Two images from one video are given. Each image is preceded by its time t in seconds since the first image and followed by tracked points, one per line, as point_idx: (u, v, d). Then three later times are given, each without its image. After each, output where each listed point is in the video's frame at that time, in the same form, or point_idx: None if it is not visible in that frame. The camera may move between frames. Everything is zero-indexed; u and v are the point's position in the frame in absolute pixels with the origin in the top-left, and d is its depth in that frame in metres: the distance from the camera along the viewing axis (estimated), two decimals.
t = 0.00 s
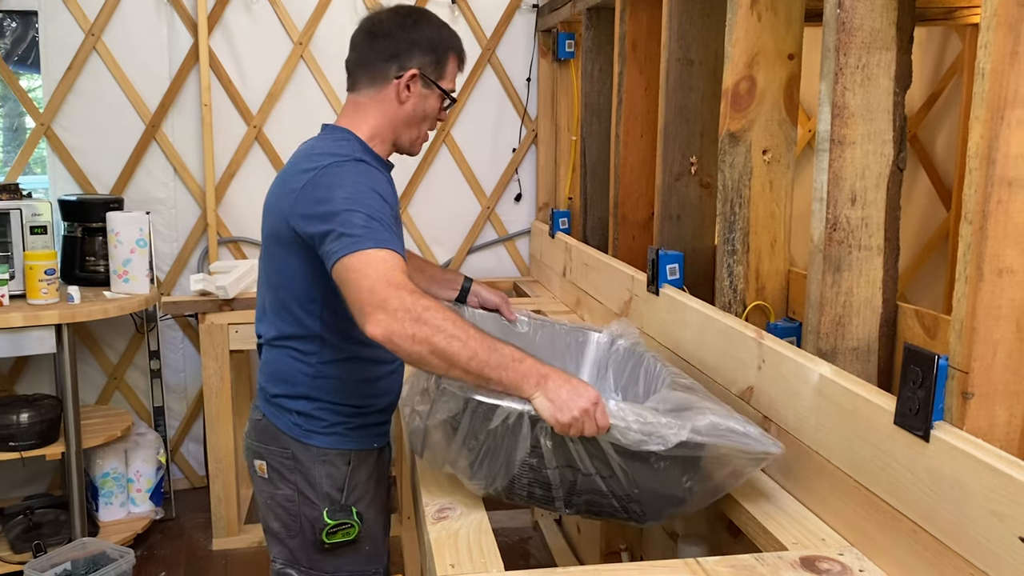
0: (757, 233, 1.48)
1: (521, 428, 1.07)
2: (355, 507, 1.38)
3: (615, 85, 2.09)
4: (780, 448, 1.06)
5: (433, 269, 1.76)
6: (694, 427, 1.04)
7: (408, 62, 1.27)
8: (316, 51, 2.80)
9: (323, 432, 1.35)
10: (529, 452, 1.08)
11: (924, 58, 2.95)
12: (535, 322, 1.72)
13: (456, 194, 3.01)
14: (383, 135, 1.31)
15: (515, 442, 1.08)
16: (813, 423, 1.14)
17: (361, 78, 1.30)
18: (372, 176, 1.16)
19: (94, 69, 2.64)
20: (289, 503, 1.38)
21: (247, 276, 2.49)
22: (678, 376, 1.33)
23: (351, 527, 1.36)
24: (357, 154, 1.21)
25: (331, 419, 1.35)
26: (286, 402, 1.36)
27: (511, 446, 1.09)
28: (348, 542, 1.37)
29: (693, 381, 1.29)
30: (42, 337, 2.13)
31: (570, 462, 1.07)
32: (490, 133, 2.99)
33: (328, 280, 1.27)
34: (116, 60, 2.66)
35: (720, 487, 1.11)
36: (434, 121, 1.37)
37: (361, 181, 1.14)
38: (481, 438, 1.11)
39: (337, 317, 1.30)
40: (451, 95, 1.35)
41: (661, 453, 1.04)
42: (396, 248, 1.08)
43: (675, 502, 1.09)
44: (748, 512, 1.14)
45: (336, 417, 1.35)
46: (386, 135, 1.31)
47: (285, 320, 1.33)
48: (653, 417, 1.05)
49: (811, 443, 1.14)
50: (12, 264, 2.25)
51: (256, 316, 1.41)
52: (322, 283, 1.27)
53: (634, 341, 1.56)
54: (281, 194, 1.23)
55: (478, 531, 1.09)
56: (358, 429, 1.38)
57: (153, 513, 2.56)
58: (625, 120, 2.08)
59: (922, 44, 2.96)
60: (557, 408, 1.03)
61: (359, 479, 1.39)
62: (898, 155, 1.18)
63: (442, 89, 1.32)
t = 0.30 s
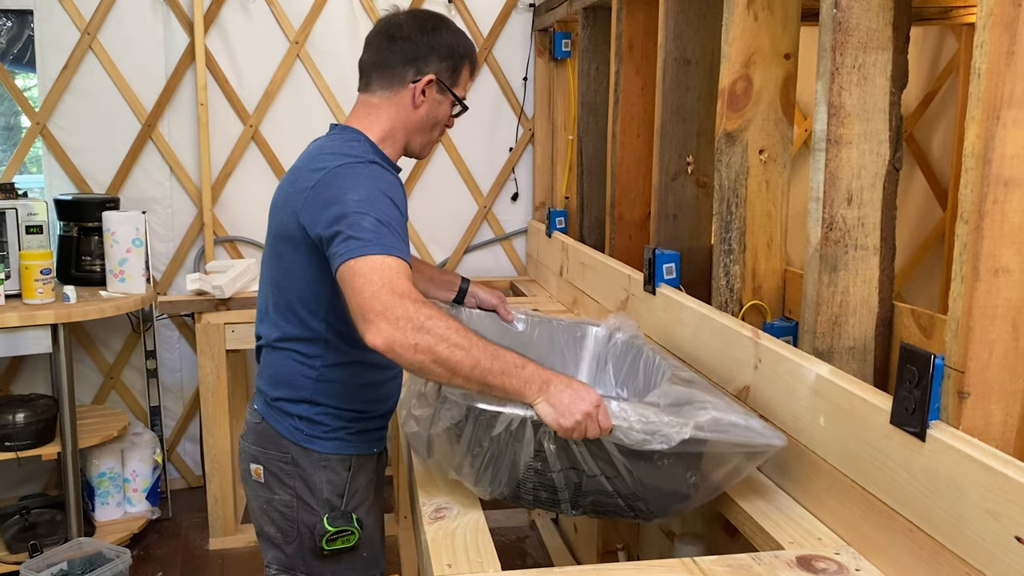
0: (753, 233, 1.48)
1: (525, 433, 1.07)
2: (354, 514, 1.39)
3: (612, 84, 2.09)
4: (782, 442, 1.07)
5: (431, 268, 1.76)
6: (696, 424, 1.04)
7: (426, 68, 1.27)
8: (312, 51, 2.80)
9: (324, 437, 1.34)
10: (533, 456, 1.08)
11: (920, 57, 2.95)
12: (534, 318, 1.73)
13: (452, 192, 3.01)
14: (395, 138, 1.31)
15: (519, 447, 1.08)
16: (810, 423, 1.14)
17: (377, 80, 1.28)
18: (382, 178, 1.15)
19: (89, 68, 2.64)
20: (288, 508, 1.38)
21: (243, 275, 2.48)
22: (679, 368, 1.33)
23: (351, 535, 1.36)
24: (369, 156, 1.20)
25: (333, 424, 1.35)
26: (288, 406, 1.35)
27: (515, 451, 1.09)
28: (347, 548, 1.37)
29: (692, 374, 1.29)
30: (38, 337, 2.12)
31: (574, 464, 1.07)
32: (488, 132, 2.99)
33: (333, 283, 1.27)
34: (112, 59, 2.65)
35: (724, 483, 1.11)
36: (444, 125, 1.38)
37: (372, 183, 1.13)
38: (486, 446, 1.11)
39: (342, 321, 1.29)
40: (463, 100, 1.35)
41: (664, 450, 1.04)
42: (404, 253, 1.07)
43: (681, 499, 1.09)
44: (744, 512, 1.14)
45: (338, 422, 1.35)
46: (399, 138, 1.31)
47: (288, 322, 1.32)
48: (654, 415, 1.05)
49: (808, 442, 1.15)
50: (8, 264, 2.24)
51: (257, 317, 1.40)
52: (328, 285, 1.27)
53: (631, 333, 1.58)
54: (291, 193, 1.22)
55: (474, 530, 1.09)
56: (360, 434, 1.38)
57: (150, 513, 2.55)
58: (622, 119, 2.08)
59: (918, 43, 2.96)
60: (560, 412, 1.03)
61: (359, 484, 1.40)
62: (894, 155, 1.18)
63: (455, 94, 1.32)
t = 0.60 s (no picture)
0: (750, 233, 1.49)
1: (518, 436, 1.07)
2: (354, 513, 1.39)
3: (609, 85, 2.09)
4: (779, 425, 1.08)
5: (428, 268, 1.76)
6: (687, 414, 1.05)
7: (423, 69, 1.28)
8: (310, 51, 2.80)
9: (323, 437, 1.35)
10: (528, 457, 1.08)
11: (916, 58, 2.96)
12: (528, 315, 1.73)
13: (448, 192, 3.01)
14: (386, 137, 1.31)
15: (513, 451, 1.08)
16: (806, 422, 1.15)
17: (372, 76, 1.29)
18: (372, 176, 1.15)
19: (86, 68, 2.64)
20: (289, 507, 1.38)
21: (240, 275, 2.48)
22: (674, 354, 1.34)
23: (351, 534, 1.35)
24: (358, 154, 1.20)
25: (333, 424, 1.35)
26: (288, 406, 1.35)
27: (510, 455, 1.08)
28: (348, 547, 1.37)
29: (687, 359, 1.30)
30: (35, 337, 2.12)
31: (570, 462, 1.07)
32: (485, 132, 3.00)
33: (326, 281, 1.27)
34: (109, 58, 2.65)
35: (722, 471, 1.12)
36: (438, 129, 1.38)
37: (361, 181, 1.13)
38: (480, 453, 1.10)
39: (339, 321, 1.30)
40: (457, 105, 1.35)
41: (659, 441, 1.04)
42: (394, 256, 1.08)
43: (680, 490, 1.10)
44: (740, 511, 1.14)
45: (336, 422, 1.35)
46: (389, 137, 1.31)
47: (285, 323, 1.32)
48: (645, 408, 1.06)
49: (804, 442, 1.15)
50: (5, 264, 2.24)
51: (254, 318, 1.40)
52: (323, 284, 1.27)
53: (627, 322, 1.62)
54: (282, 194, 1.22)
55: (472, 529, 1.09)
56: (360, 433, 1.38)
57: (147, 512, 2.55)
58: (619, 119, 2.09)
59: (914, 44, 2.97)
60: (550, 412, 1.03)
61: (359, 484, 1.40)
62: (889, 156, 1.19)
63: (450, 98, 1.33)
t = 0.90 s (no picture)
0: (747, 234, 1.49)
1: (514, 445, 1.07)
2: (360, 512, 1.39)
3: (606, 86, 2.09)
4: (775, 419, 1.08)
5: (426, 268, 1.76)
6: (683, 415, 1.05)
7: (416, 70, 1.28)
8: (307, 51, 2.80)
9: (328, 437, 1.35)
10: (525, 466, 1.08)
11: (913, 60, 2.97)
12: (524, 309, 1.74)
13: (447, 193, 3.01)
14: (381, 137, 1.31)
15: (509, 461, 1.08)
16: (803, 422, 1.15)
17: (364, 80, 1.29)
18: (367, 176, 1.15)
19: (83, 68, 2.63)
20: (294, 508, 1.38)
21: (238, 276, 2.47)
22: (670, 345, 1.34)
23: (359, 533, 1.36)
24: (352, 154, 1.20)
25: (338, 424, 1.35)
26: (291, 407, 1.35)
27: (507, 465, 1.08)
28: (355, 546, 1.38)
29: (682, 351, 1.31)
30: (32, 337, 2.12)
31: (568, 468, 1.07)
32: (482, 133, 3.00)
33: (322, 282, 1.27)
34: (106, 58, 2.65)
35: (720, 467, 1.12)
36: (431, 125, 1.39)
37: (354, 181, 1.13)
38: (476, 464, 1.09)
39: (336, 321, 1.30)
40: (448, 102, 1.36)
41: (655, 444, 1.05)
42: (390, 256, 1.08)
43: (678, 488, 1.10)
44: (738, 510, 1.15)
45: (339, 422, 1.35)
46: (383, 137, 1.31)
47: (284, 326, 1.32)
48: (640, 411, 1.05)
49: (801, 442, 1.15)
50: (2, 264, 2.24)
51: (251, 320, 1.40)
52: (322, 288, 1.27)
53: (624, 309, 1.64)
54: (277, 198, 1.22)
55: (471, 530, 1.09)
56: (363, 433, 1.38)
57: (145, 513, 2.55)
58: (616, 120, 2.09)
59: (911, 44, 2.97)
60: (545, 420, 1.02)
61: (364, 484, 1.41)
62: (886, 157, 1.19)
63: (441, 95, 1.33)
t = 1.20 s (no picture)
0: (745, 237, 1.49)
1: (516, 457, 1.05)
2: (367, 515, 1.39)
3: (604, 88, 2.10)
4: (776, 418, 1.08)
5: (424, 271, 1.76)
6: (683, 422, 1.05)
7: (406, 64, 1.27)
8: (305, 53, 2.80)
9: (335, 440, 1.35)
10: (529, 477, 1.06)
11: (910, 62, 2.98)
12: (521, 312, 1.74)
13: (445, 195, 3.02)
14: (382, 134, 1.31)
15: (513, 472, 1.06)
16: (801, 426, 1.15)
17: (357, 82, 1.29)
18: (367, 181, 1.15)
19: (81, 70, 2.63)
20: (300, 511, 1.38)
21: (236, 278, 2.47)
22: (668, 344, 1.35)
23: (365, 536, 1.36)
24: (351, 158, 1.20)
25: (344, 427, 1.35)
26: (297, 411, 1.35)
27: (511, 478, 1.06)
28: (361, 549, 1.37)
29: (683, 350, 1.32)
30: (30, 340, 2.12)
31: (571, 476, 1.06)
32: (479, 134, 3.00)
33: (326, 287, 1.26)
34: (104, 60, 2.64)
35: (723, 468, 1.12)
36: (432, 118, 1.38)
37: (355, 187, 1.13)
38: (480, 478, 1.07)
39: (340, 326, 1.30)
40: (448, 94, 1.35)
41: (657, 452, 1.05)
42: (394, 263, 1.08)
43: (683, 491, 1.10)
44: (736, 514, 1.15)
45: (346, 425, 1.35)
46: (384, 135, 1.31)
47: (291, 332, 1.32)
48: (641, 420, 1.05)
49: (799, 445, 1.15)
50: None
51: (257, 327, 1.40)
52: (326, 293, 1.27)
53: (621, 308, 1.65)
54: (280, 204, 1.21)
55: (469, 533, 1.09)
56: (371, 436, 1.38)
57: (142, 515, 2.55)
58: (614, 123, 2.09)
59: (908, 47, 2.98)
60: (547, 431, 1.02)
61: (370, 488, 1.40)
62: (884, 160, 1.19)
63: (438, 87, 1.32)
